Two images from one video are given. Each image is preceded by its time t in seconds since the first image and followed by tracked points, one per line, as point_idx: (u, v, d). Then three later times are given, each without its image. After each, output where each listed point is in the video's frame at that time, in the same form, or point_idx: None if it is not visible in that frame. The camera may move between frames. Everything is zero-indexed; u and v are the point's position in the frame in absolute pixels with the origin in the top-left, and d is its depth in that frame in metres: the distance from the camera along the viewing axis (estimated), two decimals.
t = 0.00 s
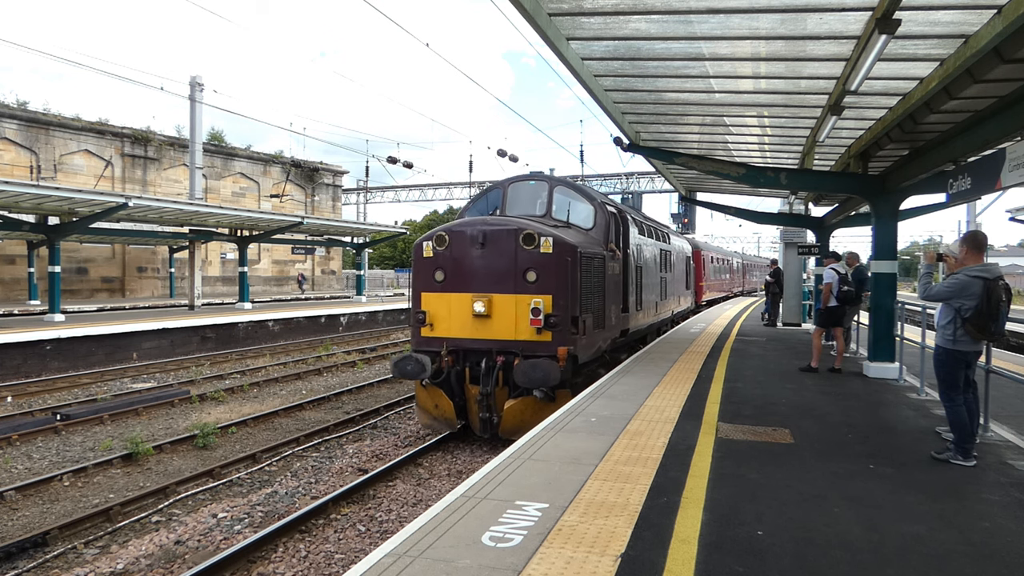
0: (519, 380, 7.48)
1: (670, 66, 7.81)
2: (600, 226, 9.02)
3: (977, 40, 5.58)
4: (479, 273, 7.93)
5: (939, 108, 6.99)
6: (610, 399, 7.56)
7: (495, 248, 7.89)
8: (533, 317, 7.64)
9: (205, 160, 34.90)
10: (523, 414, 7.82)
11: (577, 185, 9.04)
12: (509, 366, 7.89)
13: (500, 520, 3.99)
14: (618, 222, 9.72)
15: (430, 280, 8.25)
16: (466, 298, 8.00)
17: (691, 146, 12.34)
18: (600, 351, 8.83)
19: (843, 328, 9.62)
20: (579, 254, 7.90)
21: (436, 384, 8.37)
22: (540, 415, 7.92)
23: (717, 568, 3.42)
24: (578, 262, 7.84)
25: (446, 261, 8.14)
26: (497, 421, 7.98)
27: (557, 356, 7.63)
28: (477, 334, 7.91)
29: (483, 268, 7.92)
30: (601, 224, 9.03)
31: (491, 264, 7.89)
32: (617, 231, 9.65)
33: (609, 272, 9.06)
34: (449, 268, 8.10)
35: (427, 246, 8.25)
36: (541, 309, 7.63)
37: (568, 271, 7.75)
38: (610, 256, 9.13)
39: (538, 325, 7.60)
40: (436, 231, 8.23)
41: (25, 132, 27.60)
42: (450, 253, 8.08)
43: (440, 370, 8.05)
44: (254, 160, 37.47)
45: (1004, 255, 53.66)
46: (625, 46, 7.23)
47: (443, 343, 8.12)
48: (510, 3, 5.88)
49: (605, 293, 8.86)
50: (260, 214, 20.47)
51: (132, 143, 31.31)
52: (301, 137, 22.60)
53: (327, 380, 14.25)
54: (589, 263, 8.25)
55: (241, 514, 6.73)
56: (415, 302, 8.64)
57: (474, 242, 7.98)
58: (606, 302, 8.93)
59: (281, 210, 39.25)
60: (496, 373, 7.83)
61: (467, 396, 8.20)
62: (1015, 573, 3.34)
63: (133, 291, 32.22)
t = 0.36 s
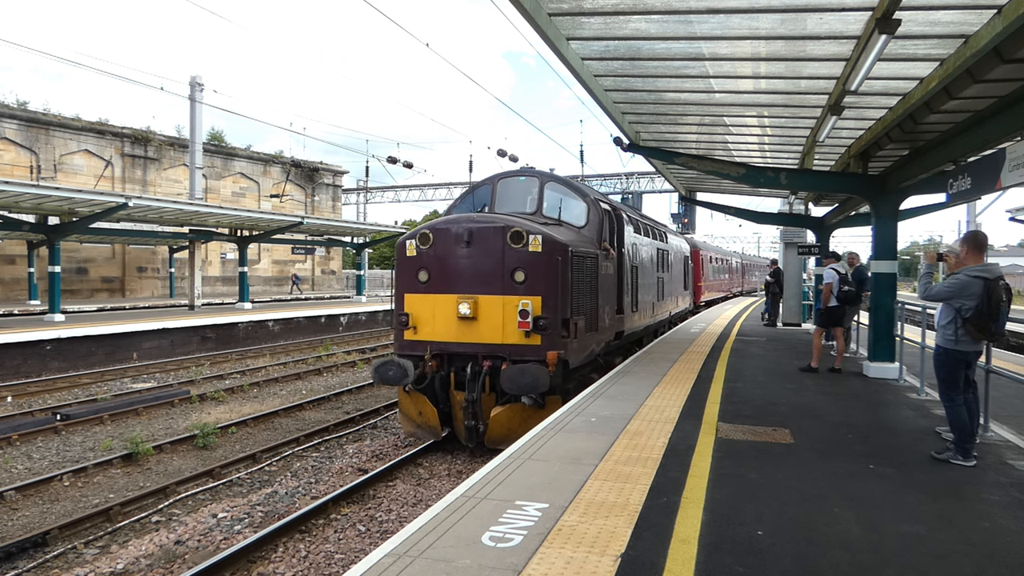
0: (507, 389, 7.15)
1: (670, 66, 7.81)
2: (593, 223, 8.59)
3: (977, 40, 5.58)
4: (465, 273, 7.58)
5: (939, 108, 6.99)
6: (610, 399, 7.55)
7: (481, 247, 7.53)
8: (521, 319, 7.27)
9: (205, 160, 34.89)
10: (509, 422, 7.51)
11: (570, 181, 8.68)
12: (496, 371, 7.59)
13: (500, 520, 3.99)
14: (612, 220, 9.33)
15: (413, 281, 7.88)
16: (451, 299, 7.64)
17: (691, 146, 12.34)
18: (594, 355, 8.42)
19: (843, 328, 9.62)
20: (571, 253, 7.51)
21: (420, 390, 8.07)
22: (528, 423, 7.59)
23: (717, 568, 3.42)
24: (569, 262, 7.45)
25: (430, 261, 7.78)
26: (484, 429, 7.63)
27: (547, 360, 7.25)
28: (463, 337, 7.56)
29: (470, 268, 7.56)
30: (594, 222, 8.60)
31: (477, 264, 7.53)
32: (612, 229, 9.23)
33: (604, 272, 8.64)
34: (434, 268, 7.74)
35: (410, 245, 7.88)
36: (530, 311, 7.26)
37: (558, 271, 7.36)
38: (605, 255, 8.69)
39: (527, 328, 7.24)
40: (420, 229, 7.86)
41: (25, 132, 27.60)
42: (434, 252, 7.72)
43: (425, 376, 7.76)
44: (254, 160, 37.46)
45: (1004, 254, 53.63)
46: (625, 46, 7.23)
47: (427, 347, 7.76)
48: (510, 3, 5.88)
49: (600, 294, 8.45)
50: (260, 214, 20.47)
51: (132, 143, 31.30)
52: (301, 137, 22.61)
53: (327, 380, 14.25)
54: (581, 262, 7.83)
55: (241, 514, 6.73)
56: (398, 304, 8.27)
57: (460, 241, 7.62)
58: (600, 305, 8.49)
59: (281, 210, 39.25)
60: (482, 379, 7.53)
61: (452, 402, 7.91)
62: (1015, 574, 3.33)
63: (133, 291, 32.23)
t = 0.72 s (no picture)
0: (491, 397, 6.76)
1: (670, 66, 7.81)
2: (585, 221, 8.29)
3: (977, 40, 5.58)
4: (449, 273, 7.22)
5: (939, 108, 6.99)
6: (610, 399, 7.55)
7: (467, 245, 7.17)
8: (508, 322, 6.92)
9: (205, 160, 34.89)
10: (495, 431, 7.15)
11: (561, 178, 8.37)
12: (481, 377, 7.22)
13: (500, 520, 3.99)
14: (607, 219, 8.99)
15: (395, 281, 7.52)
16: (435, 301, 7.27)
17: (692, 146, 12.35)
18: (585, 359, 8.05)
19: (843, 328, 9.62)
20: (561, 252, 7.17)
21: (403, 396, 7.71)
22: (514, 432, 7.24)
23: (717, 568, 3.42)
24: (559, 261, 7.10)
25: (412, 260, 7.43)
26: (468, 438, 7.27)
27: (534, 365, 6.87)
28: (447, 341, 7.19)
29: (454, 267, 7.20)
30: (586, 220, 8.31)
31: (462, 263, 7.18)
32: (605, 228, 8.90)
33: (597, 272, 8.31)
34: (416, 268, 7.39)
35: (392, 243, 7.52)
36: (517, 313, 6.90)
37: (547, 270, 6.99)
38: (598, 254, 8.37)
39: (514, 331, 6.88)
40: (402, 227, 7.50)
41: (25, 132, 27.61)
42: (417, 251, 7.37)
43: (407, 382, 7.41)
44: (254, 160, 37.47)
45: (1005, 254, 53.60)
46: (625, 46, 7.23)
47: (409, 350, 7.41)
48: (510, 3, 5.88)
49: (592, 294, 8.11)
50: (260, 214, 20.47)
51: (132, 142, 31.30)
52: (302, 136, 22.61)
53: (327, 380, 14.26)
54: (572, 262, 7.51)
55: (241, 514, 6.73)
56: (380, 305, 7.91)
57: (443, 238, 7.28)
58: (593, 306, 8.20)
59: (281, 210, 39.25)
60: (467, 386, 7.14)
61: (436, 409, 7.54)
62: (1015, 574, 3.33)
63: (133, 291, 32.23)
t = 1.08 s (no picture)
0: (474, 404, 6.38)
1: (670, 66, 7.81)
2: (577, 218, 7.80)
3: (976, 41, 5.58)
4: (430, 273, 6.75)
5: (938, 109, 7.00)
6: (609, 399, 7.55)
7: (448, 244, 6.70)
8: (492, 326, 6.45)
9: (205, 160, 34.88)
10: (478, 442, 6.69)
11: (551, 173, 7.94)
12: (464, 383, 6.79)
13: (499, 520, 3.99)
14: (599, 216, 8.49)
15: (373, 282, 7.07)
16: (414, 303, 6.81)
17: (691, 147, 12.35)
18: (576, 364, 7.61)
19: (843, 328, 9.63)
20: (549, 251, 6.68)
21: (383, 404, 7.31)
22: (498, 444, 6.77)
23: (716, 568, 3.42)
24: (548, 260, 6.62)
25: (391, 259, 6.96)
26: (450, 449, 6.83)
27: (521, 371, 6.43)
28: (428, 346, 6.73)
29: (435, 267, 6.73)
30: (578, 216, 7.81)
31: (443, 263, 6.71)
32: (598, 226, 8.41)
33: (589, 272, 7.85)
34: (395, 268, 6.92)
35: (369, 242, 7.07)
36: (502, 316, 6.44)
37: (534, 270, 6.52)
38: (590, 253, 7.90)
39: (499, 335, 6.43)
40: (380, 224, 7.04)
41: (24, 132, 27.60)
42: (396, 250, 6.91)
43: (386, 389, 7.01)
44: (253, 160, 37.46)
45: (1004, 254, 53.66)
46: (624, 46, 7.23)
47: (387, 356, 6.96)
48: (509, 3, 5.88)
49: (582, 296, 7.65)
50: (259, 214, 20.47)
51: (131, 143, 31.28)
52: (301, 136, 22.58)
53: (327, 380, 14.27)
54: (562, 261, 7.04)
55: (241, 514, 6.73)
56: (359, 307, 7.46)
57: (424, 236, 6.81)
58: (585, 308, 7.73)
59: (281, 210, 39.24)
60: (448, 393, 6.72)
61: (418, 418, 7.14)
62: (1014, 574, 3.34)
63: (132, 291, 32.22)
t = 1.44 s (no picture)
0: (456, 412, 5.89)
1: (669, 66, 7.81)
2: (567, 215, 7.42)
3: (977, 41, 5.58)
4: (409, 273, 6.32)
5: (938, 109, 6.99)
6: (609, 399, 7.55)
7: (429, 241, 6.27)
8: (474, 329, 6.03)
9: (205, 160, 34.88)
10: (460, 453, 6.17)
11: (540, 168, 7.57)
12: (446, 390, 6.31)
13: (499, 520, 3.99)
14: (591, 214, 8.12)
15: (349, 282, 6.64)
16: (392, 305, 6.38)
17: (691, 147, 12.35)
18: (566, 369, 7.22)
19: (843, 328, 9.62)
20: (537, 249, 6.29)
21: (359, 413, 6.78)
22: (482, 455, 6.25)
23: (716, 568, 3.42)
24: (534, 260, 6.22)
25: (368, 258, 6.53)
26: (430, 461, 6.29)
27: (505, 378, 6.01)
28: (406, 350, 6.29)
29: (414, 266, 6.30)
30: (568, 214, 7.44)
31: (423, 261, 6.27)
32: (590, 224, 8.05)
33: (580, 272, 7.48)
34: (372, 267, 6.49)
35: (345, 240, 6.63)
36: (486, 318, 6.02)
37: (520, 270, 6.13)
38: (581, 251, 7.54)
39: (482, 339, 6.00)
40: (357, 220, 6.61)
41: (24, 132, 27.61)
42: (373, 248, 6.48)
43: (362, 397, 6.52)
44: (253, 160, 37.46)
45: (1004, 254, 53.66)
46: (624, 46, 7.23)
47: (364, 361, 6.53)
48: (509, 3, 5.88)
49: (573, 297, 7.28)
50: (259, 214, 20.47)
51: (131, 143, 31.27)
52: (302, 136, 22.60)
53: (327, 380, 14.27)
54: (551, 260, 6.65)
55: (240, 514, 6.73)
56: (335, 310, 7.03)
57: (402, 233, 6.38)
58: (575, 310, 7.36)
59: (281, 210, 39.23)
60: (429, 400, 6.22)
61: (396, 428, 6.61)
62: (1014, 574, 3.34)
63: (133, 291, 32.22)
